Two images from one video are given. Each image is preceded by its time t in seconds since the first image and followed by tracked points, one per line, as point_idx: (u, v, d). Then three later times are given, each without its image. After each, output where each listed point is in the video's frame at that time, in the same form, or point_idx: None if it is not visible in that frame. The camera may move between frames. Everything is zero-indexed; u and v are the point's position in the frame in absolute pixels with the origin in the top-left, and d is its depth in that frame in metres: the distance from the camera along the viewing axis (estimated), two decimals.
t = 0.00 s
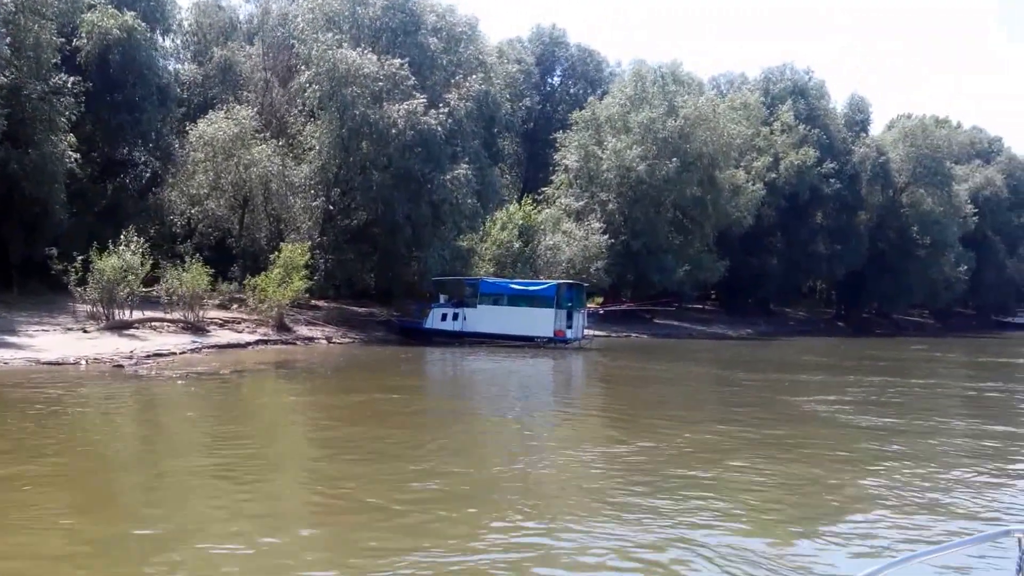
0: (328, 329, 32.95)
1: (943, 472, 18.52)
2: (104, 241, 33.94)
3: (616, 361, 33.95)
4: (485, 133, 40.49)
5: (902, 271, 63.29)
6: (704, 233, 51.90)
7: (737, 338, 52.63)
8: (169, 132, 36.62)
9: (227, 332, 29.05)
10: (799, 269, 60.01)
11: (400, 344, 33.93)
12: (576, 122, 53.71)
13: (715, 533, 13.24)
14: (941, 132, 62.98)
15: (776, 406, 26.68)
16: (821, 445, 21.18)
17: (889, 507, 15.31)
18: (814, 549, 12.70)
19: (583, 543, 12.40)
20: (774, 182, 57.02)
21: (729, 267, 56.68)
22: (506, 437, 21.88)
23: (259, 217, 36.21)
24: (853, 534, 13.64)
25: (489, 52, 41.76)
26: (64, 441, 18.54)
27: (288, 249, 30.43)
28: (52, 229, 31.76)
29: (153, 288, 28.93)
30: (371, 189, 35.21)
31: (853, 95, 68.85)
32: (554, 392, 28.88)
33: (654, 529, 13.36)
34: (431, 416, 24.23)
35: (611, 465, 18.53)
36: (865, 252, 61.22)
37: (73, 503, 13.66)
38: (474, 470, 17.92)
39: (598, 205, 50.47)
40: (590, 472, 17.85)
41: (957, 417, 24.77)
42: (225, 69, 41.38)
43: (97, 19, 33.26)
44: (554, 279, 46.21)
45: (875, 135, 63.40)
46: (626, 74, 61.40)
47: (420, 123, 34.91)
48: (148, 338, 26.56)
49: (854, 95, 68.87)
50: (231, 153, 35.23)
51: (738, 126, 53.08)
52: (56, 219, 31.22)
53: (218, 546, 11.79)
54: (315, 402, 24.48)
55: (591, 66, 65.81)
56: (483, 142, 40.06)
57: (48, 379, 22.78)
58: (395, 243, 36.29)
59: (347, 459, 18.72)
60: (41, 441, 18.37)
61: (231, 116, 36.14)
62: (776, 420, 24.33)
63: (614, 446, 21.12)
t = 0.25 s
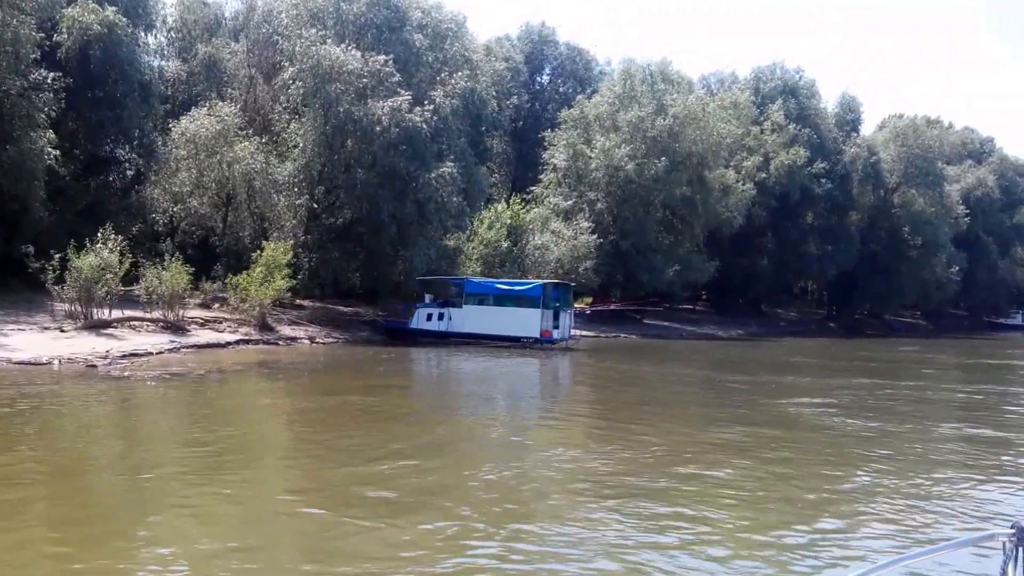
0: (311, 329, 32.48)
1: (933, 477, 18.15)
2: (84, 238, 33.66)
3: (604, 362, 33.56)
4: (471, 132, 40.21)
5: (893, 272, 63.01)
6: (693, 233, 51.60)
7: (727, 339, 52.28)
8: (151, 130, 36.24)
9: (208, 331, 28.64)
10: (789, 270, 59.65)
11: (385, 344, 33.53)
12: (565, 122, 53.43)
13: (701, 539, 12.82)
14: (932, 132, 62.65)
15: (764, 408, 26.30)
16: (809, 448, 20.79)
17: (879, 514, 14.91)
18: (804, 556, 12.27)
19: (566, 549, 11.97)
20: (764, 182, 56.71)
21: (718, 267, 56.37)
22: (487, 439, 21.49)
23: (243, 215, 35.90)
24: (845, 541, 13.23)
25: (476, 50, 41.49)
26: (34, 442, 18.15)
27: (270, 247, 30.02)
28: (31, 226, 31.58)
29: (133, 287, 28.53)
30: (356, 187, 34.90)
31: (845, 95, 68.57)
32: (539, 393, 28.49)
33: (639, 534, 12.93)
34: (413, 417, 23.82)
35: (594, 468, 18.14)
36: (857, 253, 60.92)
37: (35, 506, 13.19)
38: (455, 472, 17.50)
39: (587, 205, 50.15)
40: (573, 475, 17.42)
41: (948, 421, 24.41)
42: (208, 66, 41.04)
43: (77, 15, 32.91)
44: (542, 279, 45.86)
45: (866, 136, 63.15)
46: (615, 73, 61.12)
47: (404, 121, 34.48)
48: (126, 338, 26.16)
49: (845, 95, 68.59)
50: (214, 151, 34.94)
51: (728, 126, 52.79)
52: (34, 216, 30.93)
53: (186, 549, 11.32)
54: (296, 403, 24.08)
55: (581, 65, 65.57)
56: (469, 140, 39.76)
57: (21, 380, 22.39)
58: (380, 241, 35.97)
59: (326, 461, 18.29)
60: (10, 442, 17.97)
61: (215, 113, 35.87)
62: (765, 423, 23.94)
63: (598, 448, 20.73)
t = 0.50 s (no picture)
0: (298, 329, 31.98)
1: (931, 481, 17.62)
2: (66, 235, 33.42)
3: (595, 362, 33.05)
4: (459, 129, 39.89)
5: (887, 272, 62.68)
6: (686, 232, 51.25)
7: (720, 339, 51.90)
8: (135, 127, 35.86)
9: (192, 331, 28.23)
10: (784, 270, 59.22)
11: (372, 343, 33.13)
12: (556, 120, 53.12)
13: (691, 544, 12.29)
14: (926, 131, 62.47)
15: (758, 410, 25.79)
16: (804, 450, 20.26)
17: (877, 519, 14.37)
18: (800, 561, 11.72)
19: (551, 556, 11.42)
20: (758, 182, 56.35)
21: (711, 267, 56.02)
22: (472, 439, 21.11)
23: (229, 214, 35.79)
24: (841, 546, 12.69)
25: (465, 47, 41.16)
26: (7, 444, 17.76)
27: (255, 246, 29.60)
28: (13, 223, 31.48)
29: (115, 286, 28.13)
30: (342, 185, 34.61)
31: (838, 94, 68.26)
32: (528, 394, 28.09)
33: (627, 539, 12.38)
34: (397, 417, 23.42)
35: (581, 470, 17.75)
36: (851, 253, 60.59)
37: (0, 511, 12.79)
38: (438, 475, 16.97)
39: (579, 204, 49.81)
40: (559, 477, 16.97)
41: (942, 422, 24.03)
42: (195, 62, 40.74)
43: (60, 10, 32.48)
44: (534, 279, 45.49)
45: (860, 135, 62.80)
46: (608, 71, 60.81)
47: (391, 118, 34.24)
48: (107, 338, 25.75)
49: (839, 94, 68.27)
50: (199, 148, 34.73)
51: (721, 125, 52.48)
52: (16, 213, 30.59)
53: (151, 559, 10.78)
54: (278, 403, 23.67)
55: (573, 63, 65.32)
56: (457, 138, 39.44)
57: None
58: (367, 239, 35.58)
59: (306, 463, 17.75)
60: None
61: (200, 109, 35.60)
62: (758, 424, 23.41)
63: (585, 449, 20.32)
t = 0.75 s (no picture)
0: (284, 328, 31.63)
1: (926, 484, 17.25)
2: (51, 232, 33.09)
3: (586, 363, 32.68)
4: (449, 126, 39.60)
5: (882, 272, 62.38)
6: (679, 231, 50.91)
7: (713, 339, 51.55)
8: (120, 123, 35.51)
9: (175, 330, 27.83)
10: (777, 269, 58.85)
11: (360, 342, 32.75)
12: (548, 117, 52.83)
13: (677, 552, 11.90)
14: (922, 131, 62.15)
15: (750, 411, 25.42)
16: (795, 453, 19.89)
17: (870, 523, 13.99)
18: (790, 571, 11.33)
19: (531, 567, 11.02)
20: (752, 181, 56.01)
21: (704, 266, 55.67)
22: (457, 440, 20.75)
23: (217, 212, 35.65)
24: (833, 553, 12.31)
25: (454, 43, 40.85)
26: None
27: (241, 243, 29.20)
28: None
29: (97, 284, 27.72)
30: (331, 182, 34.29)
31: (833, 92, 67.88)
32: (517, 393, 27.72)
33: (610, 548, 11.99)
34: (382, 417, 23.04)
35: (565, 472, 17.39)
36: (846, 252, 60.26)
37: None
38: (420, 477, 16.59)
39: (571, 202, 49.47)
40: (544, 479, 16.60)
41: (934, 425, 23.68)
42: (182, 60, 40.51)
43: (45, 6, 32.09)
44: (525, 278, 45.12)
45: (855, 134, 62.43)
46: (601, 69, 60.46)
47: (380, 114, 33.87)
48: (87, 337, 25.36)
49: (834, 92, 67.89)
50: (186, 145, 34.52)
51: (715, 124, 52.15)
52: None
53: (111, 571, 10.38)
54: (261, 403, 23.27)
55: (566, 61, 65.04)
56: (445, 134, 39.13)
57: None
58: (355, 236, 35.23)
59: (285, 464, 17.36)
60: None
61: (187, 105, 35.34)
62: (749, 426, 23.04)
63: (572, 450, 19.95)
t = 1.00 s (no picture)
0: (271, 327, 31.32)
1: (918, 485, 16.90)
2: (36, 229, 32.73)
3: (576, 362, 32.33)
4: (440, 123, 39.28)
5: (877, 271, 62.08)
6: (674, 230, 50.60)
7: (708, 338, 51.24)
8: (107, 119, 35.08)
9: (160, 328, 27.52)
10: (772, 268, 58.58)
11: (348, 341, 32.45)
12: (542, 116, 52.53)
13: (659, 554, 11.55)
14: (918, 129, 61.81)
15: (741, 411, 25.08)
16: (785, 453, 19.55)
17: (860, 525, 13.64)
18: (775, 574, 10.98)
19: (507, 569, 10.74)
20: (747, 179, 55.70)
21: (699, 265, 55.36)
22: (443, 440, 20.47)
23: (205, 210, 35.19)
24: (821, 555, 11.96)
25: (445, 40, 40.53)
26: None
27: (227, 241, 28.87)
28: None
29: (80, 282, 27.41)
30: (320, 180, 33.89)
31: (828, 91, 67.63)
32: (505, 392, 27.45)
33: (590, 551, 11.65)
34: (367, 416, 22.77)
35: (550, 471, 17.10)
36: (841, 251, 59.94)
37: None
38: (401, 477, 16.25)
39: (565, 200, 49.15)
40: (528, 479, 16.33)
41: (926, 425, 23.42)
42: (171, 58, 40.78)
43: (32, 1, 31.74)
44: (518, 276, 44.80)
45: (851, 133, 62.08)
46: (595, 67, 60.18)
47: (370, 111, 33.42)
48: (69, 336, 25.05)
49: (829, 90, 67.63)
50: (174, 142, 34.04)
51: (709, 121, 51.81)
52: None
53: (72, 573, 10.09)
54: (246, 402, 23.00)
55: (560, 59, 64.93)
56: (437, 132, 38.80)
57: None
58: (344, 234, 34.92)
59: (264, 464, 17.02)
60: None
61: (175, 101, 34.90)
62: (739, 426, 22.77)
63: (558, 449, 19.67)
